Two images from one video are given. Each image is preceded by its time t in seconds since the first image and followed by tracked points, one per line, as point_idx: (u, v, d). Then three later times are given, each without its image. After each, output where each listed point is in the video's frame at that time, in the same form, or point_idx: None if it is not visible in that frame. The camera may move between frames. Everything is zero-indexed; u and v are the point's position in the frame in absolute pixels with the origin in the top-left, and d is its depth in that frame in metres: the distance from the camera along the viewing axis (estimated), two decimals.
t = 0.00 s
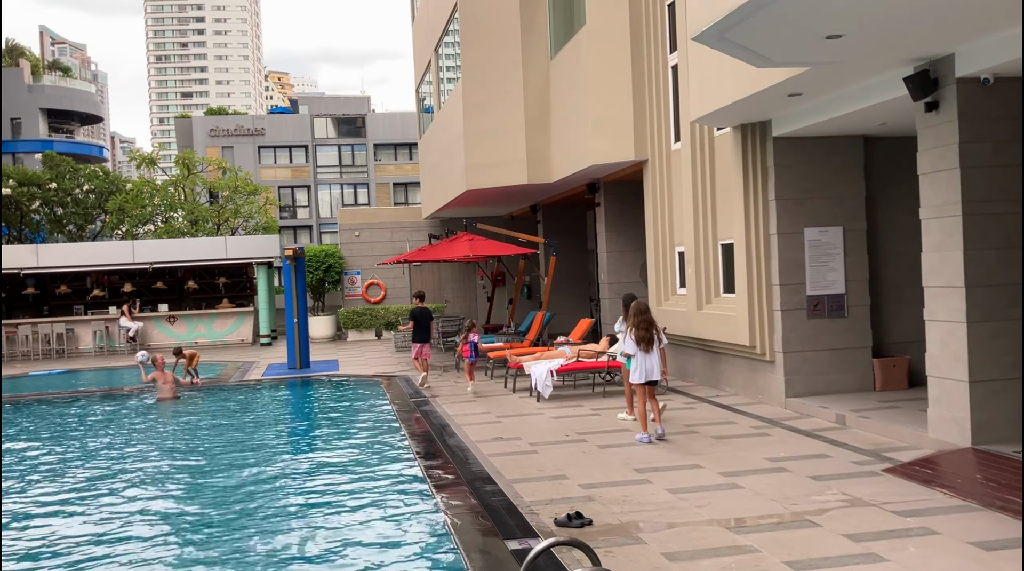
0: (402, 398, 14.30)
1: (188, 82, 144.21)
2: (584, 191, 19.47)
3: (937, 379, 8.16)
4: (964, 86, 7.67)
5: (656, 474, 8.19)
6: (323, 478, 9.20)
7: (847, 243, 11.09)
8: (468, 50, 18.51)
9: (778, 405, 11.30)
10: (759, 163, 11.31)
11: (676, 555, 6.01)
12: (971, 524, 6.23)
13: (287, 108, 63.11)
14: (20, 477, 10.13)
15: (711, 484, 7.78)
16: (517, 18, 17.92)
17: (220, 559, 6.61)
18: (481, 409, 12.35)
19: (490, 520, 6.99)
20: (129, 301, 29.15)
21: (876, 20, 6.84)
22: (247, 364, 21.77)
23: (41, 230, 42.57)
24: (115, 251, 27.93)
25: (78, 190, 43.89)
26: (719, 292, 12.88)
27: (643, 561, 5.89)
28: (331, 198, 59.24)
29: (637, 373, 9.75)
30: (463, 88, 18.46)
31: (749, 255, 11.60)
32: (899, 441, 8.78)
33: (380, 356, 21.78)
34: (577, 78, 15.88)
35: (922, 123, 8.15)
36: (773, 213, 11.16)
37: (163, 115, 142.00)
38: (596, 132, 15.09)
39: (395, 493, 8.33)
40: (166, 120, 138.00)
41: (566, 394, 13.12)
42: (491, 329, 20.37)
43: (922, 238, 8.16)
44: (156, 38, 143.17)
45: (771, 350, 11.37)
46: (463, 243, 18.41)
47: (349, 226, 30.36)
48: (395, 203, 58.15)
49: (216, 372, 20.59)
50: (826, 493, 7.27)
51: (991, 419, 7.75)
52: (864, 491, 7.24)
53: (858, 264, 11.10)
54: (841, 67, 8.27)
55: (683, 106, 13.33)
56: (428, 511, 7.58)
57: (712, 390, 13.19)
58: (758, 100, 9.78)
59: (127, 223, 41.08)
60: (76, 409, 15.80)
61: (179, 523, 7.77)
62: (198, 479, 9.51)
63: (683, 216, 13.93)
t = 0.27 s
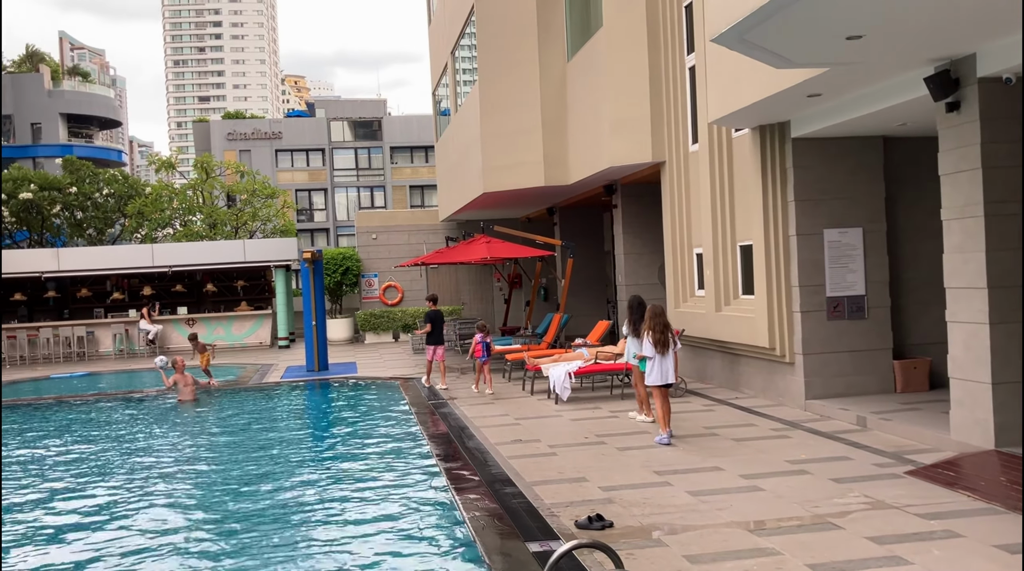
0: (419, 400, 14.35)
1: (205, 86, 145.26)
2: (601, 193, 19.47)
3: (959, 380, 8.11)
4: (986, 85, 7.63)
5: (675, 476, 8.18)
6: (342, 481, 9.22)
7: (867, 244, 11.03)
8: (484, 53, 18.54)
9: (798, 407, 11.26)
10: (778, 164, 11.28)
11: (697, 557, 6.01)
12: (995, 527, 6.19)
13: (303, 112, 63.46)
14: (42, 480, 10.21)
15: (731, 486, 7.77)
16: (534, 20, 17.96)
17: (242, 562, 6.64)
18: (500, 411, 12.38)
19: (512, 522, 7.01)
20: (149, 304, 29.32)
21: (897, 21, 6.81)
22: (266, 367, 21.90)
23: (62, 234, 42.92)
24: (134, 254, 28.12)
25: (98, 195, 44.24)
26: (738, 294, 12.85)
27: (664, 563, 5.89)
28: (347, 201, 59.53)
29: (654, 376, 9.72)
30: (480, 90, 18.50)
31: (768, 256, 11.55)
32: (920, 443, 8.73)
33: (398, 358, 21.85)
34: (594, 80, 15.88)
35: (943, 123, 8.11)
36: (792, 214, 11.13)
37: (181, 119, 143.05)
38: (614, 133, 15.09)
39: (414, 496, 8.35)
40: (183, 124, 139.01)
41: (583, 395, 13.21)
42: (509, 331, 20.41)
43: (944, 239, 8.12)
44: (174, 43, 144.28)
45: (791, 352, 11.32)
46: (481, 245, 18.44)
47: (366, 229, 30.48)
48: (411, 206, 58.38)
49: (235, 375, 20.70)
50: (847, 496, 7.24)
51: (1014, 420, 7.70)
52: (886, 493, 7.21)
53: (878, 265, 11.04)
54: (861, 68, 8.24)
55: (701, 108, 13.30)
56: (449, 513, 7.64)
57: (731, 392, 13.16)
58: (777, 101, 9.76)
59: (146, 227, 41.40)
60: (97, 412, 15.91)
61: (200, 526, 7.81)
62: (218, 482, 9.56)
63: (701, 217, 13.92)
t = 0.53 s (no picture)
0: (437, 403, 14.41)
1: (223, 92, 146.31)
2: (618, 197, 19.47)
3: (980, 384, 8.06)
4: (1007, 87, 7.60)
5: (695, 480, 8.18)
6: (359, 485, 9.26)
7: (886, 247, 10.99)
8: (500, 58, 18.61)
9: (817, 410, 11.22)
10: (796, 167, 11.25)
11: (719, 561, 6.01)
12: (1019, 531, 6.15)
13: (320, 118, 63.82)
14: (63, 484, 10.31)
15: (751, 489, 7.76)
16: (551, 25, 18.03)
17: (261, 566, 6.68)
18: (518, 414, 12.41)
19: (532, 524, 7.04)
20: (168, 309, 29.69)
21: (916, 23, 6.80)
22: (284, 371, 22.04)
23: (82, 240, 43.31)
24: (153, 258, 28.24)
25: (118, 200, 44.63)
26: (756, 297, 12.81)
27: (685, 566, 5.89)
28: (364, 206, 59.80)
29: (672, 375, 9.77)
30: (495, 94, 18.51)
31: (786, 259, 11.52)
32: (941, 446, 8.68)
33: (415, 362, 21.92)
34: (611, 84, 15.88)
35: (964, 125, 8.08)
36: (811, 217, 11.10)
37: (199, 125, 144.08)
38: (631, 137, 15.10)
39: (432, 499, 8.38)
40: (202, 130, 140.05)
41: (601, 398, 13.26)
42: (526, 335, 20.44)
43: (964, 241, 8.09)
44: (192, 49, 145.46)
45: (810, 355, 11.28)
46: (498, 249, 18.49)
47: (383, 234, 30.61)
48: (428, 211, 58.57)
49: (254, 379, 20.84)
50: (868, 499, 7.21)
51: None
52: (908, 497, 7.18)
53: (898, 268, 10.99)
54: (880, 70, 8.23)
55: (719, 111, 13.28)
56: (468, 516, 7.68)
57: (749, 396, 13.12)
58: (795, 105, 9.75)
59: (166, 232, 41.71)
60: (118, 416, 16.05)
61: (219, 530, 7.86)
62: (236, 486, 9.61)
63: (718, 221, 13.90)
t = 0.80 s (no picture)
0: (453, 408, 14.40)
1: (239, 98, 147.27)
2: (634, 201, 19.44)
3: (1001, 389, 7.98)
4: None
5: (713, 485, 8.14)
6: (375, 490, 9.23)
7: (905, 250, 10.91)
8: (515, 63, 18.62)
9: (835, 415, 11.15)
10: (814, 170, 11.20)
11: (738, 566, 5.97)
12: None
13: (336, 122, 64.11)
14: (79, 489, 10.33)
15: (770, 494, 7.72)
16: (567, 29, 18.02)
17: None
18: (534, 419, 12.41)
19: (550, 529, 7.03)
20: (186, 313, 29.91)
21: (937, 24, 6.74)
22: (301, 374, 22.13)
23: (100, 244, 43.62)
24: (171, 263, 28.42)
25: (136, 205, 44.95)
26: (774, 301, 12.76)
27: None
28: (380, 210, 60.03)
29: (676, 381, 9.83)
30: (512, 99, 18.59)
31: (804, 263, 11.46)
32: (962, 451, 8.60)
33: (431, 366, 21.97)
34: (627, 87, 15.88)
35: (985, 128, 8.02)
36: (829, 221, 11.04)
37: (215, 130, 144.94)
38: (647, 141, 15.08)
39: (447, 504, 8.36)
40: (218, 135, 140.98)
41: (617, 403, 13.25)
42: (541, 339, 20.44)
43: (984, 244, 8.02)
44: (209, 55, 146.50)
45: (828, 360, 11.21)
46: (513, 253, 18.48)
47: (399, 238, 30.68)
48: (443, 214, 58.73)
49: (271, 382, 20.95)
50: (889, 505, 7.16)
51: None
52: (929, 503, 7.12)
53: (917, 272, 10.91)
54: (899, 73, 8.18)
55: (736, 114, 13.25)
56: (484, 520, 7.68)
57: (767, 401, 13.05)
58: (813, 108, 9.70)
59: (183, 237, 41.98)
60: (135, 421, 16.16)
61: (234, 536, 7.84)
62: (251, 492, 9.60)
63: (735, 224, 13.85)
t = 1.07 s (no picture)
0: (468, 412, 14.39)
1: (254, 103, 148.16)
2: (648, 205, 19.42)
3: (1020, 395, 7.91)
4: None
5: (729, 491, 8.12)
6: (390, 496, 9.19)
7: (922, 255, 10.84)
8: (530, 67, 18.62)
9: (852, 421, 11.08)
10: (830, 175, 11.16)
11: None
12: None
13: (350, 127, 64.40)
14: (95, 494, 10.34)
15: (786, 500, 7.69)
16: (581, 33, 18.03)
17: None
18: (549, 424, 12.41)
19: (564, 534, 7.03)
20: (202, 317, 30.13)
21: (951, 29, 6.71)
22: (316, 379, 22.22)
23: (117, 249, 43.93)
24: (187, 267, 28.58)
25: (152, 210, 45.29)
26: (789, 306, 12.71)
27: None
28: (394, 215, 60.24)
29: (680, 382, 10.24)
30: (527, 103, 18.62)
31: (820, 268, 11.41)
32: (980, 458, 8.53)
33: (445, 370, 22.01)
34: (642, 91, 15.87)
35: (1002, 132, 7.97)
36: (844, 225, 10.99)
37: (231, 135, 145.80)
38: (661, 145, 15.07)
39: (461, 509, 8.37)
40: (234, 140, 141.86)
41: (631, 408, 13.25)
42: (555, 343, 20.44)
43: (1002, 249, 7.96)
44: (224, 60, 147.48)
45: (844, 365, 11.15)
46: (527, 258, 18.48)
47: (413, 242, 30.76)
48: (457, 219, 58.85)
49: (286, 386, 21.05)
50: (906, 511, 7.11)
51: None
52: (947, 509, 7.06)
53: (934, 277, 10.84)
54: (915, 77, 8.14)
55: (751, 118, 13.22)
56: (498, 526, 7.69)
57: (783, 406, 13.00)
58: (828, 112, 9.67)
59: (199, 241, 42.23)
60: (152, 424, 16.27)
61: (248, 541, 7.82)
62: (265, 495, 9.64)
63: (750, 229, 13.82)
